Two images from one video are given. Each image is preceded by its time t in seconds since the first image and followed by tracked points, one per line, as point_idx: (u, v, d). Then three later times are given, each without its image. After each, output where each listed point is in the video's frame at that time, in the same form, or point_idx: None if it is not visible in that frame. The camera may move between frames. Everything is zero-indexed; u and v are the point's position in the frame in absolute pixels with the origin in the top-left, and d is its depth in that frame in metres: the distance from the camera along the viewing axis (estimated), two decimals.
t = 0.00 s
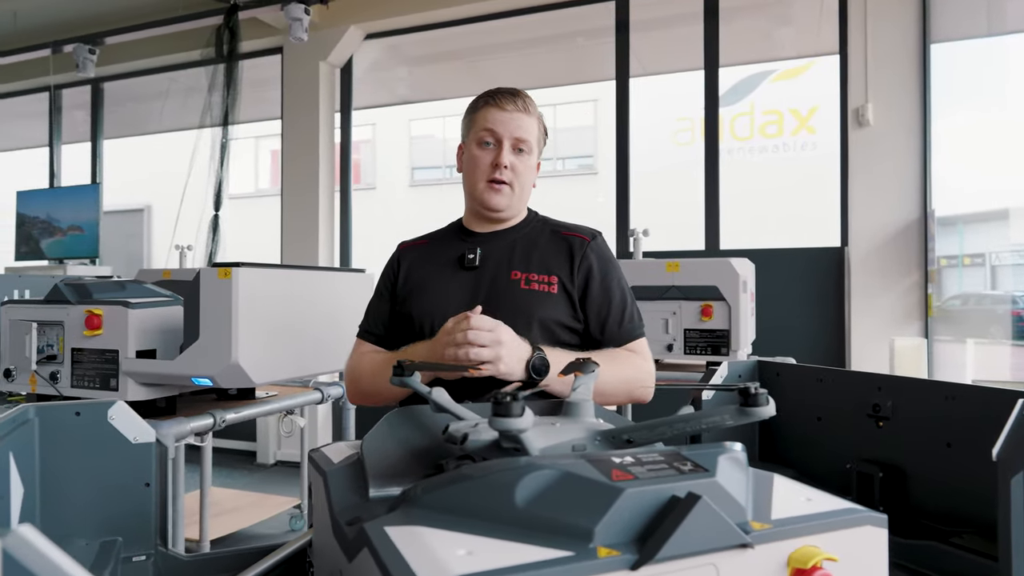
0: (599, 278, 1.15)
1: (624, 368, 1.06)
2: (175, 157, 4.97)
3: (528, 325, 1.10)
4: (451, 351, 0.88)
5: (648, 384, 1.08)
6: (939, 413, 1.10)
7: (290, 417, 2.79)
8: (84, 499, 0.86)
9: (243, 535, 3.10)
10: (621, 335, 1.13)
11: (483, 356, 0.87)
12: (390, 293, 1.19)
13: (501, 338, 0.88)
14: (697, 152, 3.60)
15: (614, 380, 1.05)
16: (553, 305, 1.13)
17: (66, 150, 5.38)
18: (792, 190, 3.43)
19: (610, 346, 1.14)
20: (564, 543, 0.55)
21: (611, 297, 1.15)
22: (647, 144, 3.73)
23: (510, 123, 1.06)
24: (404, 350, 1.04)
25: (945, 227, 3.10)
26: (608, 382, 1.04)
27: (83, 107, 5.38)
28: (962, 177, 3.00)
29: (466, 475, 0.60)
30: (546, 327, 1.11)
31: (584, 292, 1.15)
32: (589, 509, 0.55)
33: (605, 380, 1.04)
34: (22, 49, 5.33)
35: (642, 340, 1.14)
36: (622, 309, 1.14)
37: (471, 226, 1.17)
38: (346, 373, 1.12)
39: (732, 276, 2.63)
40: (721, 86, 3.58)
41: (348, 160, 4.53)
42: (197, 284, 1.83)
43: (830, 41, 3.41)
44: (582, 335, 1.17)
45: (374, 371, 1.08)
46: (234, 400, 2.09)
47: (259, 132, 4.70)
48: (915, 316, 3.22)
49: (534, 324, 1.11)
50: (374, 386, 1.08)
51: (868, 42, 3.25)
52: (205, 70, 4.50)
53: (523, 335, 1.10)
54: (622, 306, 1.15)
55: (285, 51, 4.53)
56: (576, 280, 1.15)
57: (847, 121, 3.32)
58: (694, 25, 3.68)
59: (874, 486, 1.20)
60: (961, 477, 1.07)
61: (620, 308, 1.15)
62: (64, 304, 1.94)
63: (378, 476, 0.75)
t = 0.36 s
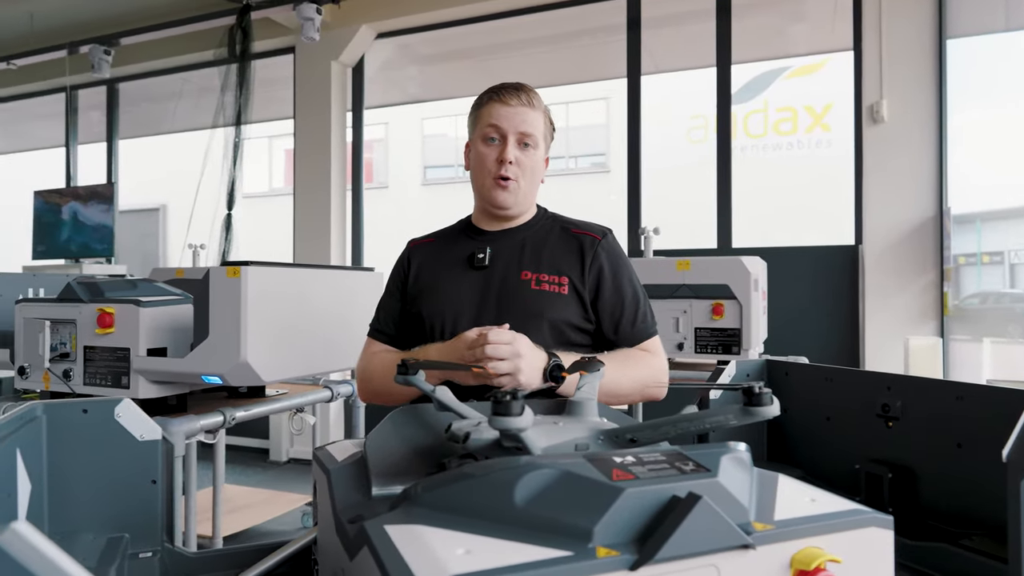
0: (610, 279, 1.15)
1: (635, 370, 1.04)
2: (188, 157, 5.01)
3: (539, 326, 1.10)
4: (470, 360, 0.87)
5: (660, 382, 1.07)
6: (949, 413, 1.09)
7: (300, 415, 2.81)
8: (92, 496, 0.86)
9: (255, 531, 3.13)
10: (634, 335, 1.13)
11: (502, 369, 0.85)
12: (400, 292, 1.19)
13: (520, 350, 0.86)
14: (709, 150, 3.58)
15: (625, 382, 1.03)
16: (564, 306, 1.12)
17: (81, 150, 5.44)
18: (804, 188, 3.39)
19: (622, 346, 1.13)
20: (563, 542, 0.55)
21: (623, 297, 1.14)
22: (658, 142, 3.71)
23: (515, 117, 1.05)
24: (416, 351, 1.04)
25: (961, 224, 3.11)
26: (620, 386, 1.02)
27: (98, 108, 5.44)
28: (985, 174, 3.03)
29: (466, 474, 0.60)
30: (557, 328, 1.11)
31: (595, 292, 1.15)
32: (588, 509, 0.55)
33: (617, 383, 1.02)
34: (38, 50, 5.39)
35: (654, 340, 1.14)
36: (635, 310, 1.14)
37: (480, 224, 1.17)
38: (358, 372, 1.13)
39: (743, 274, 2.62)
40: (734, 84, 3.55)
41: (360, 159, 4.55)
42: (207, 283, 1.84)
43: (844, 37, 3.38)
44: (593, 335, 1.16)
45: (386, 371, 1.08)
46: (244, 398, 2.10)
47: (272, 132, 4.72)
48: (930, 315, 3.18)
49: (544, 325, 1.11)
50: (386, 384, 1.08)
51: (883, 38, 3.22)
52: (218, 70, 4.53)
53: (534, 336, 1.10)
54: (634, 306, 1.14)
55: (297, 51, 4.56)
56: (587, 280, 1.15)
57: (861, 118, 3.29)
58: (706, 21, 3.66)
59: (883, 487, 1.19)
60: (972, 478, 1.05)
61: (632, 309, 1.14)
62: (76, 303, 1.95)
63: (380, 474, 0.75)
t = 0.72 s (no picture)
0: (628, 281, 1.15)
1: (648, 371, 1.04)
2: (202, 156, 5.05)
3: (557, 326, 1.10)
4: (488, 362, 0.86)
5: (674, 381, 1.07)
6: (962, 413, 1.08)
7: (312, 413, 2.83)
8: (105, 492, 0.87)
9: (268, 528, 3.15)
10: (651, 337, 1.13)
11: (522, 374, 0.84)
12: (418, 288, 1.19)
13: (539, 355, 0.85)
14: (721, 148, 3.56)
15: (638, 383, 1.03)
16: (582, 307, 1.12)
17: (97, 150, 5.50)
18: (818, 186, 3.36)
19: (638, 347, 1.13)
20: (569, 541, 0.55)
21: (640, 299, 1.15)
22: (671, 139, 3.69)
23: (532, 117, 1.05)
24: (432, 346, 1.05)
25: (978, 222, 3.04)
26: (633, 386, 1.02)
27: (114, 108, 5.50)
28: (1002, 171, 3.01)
29: (474, 473, 0.60)
30: (574, 328, 1.11)
31: (613, 294, 1.15)
32: (595, 508, 0.55)
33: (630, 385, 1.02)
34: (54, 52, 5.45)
35: (670, 342, 1.14)
36: (652, 312, 1.14)
37: (499, 224, 1.17)
38: (373, 366, 1.12)
39: (755, 273, 2.61)
40: (747, 81, 3.53)
41: (372, 158, 4.57)
42: (219, 282, 1.85)
43: (859, 33, 3.35)
44: (609, 337, 1.16)
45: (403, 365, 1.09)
46: (257, 396, 2.12)
47: (285, 131, 4.75)
48: (946, 314, 3.15)
49: (562, 325, 1.11)
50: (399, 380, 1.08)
51: (898, 34, 3.18)
52: (232, 70, 4.56)
53: (552, 335, 1.10)
54: (652, 309, 1.14)
55: (309, 51, 4.58)
56: (605, 282, 1.15)
57: (876, 115, 3.26)
58: (719, 18, 3.64)
59: (894, 487, 1.18)
60: (988, 479, 1.04)
61: (649, 311, 1.14)
62: (92, 301, 1.98)
63: (389, 473, 0.75)
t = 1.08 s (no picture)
0: (642, 281, 1.16)
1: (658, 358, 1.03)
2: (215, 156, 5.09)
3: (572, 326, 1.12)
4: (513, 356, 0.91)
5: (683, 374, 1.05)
6: (971, 413, 1.07)
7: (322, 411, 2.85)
8: (118, 489, 0.86)
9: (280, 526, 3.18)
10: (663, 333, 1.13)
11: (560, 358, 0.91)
12: (432, 285, 1.19)
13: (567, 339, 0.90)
14: (732, 146, 3.55)
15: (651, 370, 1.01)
16: (597, 308, 1.14)
17: (112, 151, 5.57)
18: (830, 185, 3.34)
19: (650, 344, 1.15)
20: (574, 539, 0.55)
21: (653, 299, 1.16)
22: (682, 138, 3.68)
23: (541, 120, 1.05)
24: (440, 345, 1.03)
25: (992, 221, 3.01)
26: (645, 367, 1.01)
27: (128, 109, 5.56)
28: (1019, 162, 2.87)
29: (481, 471, 0.60)
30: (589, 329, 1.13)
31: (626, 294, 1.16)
32: (600, 506, 0.56)
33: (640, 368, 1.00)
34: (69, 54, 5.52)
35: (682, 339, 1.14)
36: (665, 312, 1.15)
37: (512, 224, 1.18)
38: (388, 358, 1.13)
39: (765, 271, 2.60)
40: (759, 79, 3.52)
41: (383, 157, 4.60)
42: (230, 282, 1.87)
43: (871, 29, 3.33)
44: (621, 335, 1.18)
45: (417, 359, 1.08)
46: (269, 394, 2.13)
47: (297, 131, 4.78)
48: (960, 313, 3.12)
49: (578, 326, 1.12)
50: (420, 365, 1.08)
51: (912, 30, 3.15)
52: (244, 70, 4.59)
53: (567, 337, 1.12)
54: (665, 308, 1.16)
55: (321, 51, 4.61)
56: (619, 283, 1.16)
57: (889, 112, 3.24)
58: (730, 16, 3.62)
59: (903, 487, 1.17)
60: (997, 479, 1.04)
61: (662, 311, 1.15)
62: (106, 300, 2.00)
63: (399, 470, 0.76)
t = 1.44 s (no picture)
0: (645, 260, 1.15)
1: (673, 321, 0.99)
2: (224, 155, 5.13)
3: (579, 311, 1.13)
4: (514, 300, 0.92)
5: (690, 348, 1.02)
6: (976, 412, 1.07)
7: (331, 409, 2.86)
8: (131, 485, 0.87)
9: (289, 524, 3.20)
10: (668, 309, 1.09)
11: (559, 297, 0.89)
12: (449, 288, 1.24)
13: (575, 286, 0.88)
14: (740, 145, 3.54)
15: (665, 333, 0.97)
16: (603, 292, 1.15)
17: (123, 151, 5.62)
18: (839, 183, 3.34)
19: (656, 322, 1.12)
20: (580, 536, 0.56)
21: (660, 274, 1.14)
22: (689, 137, 3.68)
23: (531, 123, 1.05)
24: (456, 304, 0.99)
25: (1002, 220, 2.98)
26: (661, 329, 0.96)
27: (138, 110, 5.60)
28: None
29: (488, 469, 0.61)
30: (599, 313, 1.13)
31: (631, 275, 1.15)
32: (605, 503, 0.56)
33: (646, 320, 0.94)
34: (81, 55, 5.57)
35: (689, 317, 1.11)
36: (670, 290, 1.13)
37: (520, 226, 1.20)
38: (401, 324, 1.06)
39: (773, 271, 2.60)
40: (767, 78, 3.51)
41: (390, 156, 4.62)
42: (240, 282, 1.88)
43: (880, 28, 3.32)
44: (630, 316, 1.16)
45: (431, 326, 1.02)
46: (277, 392, 2.15)
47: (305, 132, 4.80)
48: (970, 312, 3.11)
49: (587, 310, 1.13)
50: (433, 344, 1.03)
51: (921, 27, 3.14)
52: (252, 71, 4.62)
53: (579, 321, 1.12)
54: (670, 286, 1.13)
55: (329, 51, 4.63)
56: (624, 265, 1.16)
57: (898, 110, 3.22)
58: (738, 15, 3.62)
59: (909, 487, 1.17)
60: (1003, 479, 1.03)
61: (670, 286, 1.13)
62: (117, 300, 2.02)
63: (406, 468, 0.76)
